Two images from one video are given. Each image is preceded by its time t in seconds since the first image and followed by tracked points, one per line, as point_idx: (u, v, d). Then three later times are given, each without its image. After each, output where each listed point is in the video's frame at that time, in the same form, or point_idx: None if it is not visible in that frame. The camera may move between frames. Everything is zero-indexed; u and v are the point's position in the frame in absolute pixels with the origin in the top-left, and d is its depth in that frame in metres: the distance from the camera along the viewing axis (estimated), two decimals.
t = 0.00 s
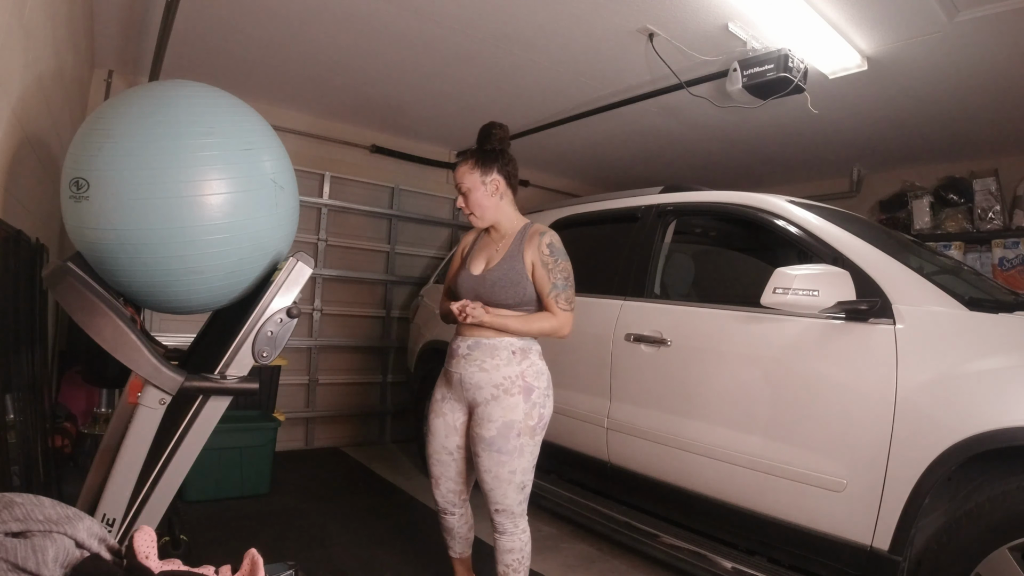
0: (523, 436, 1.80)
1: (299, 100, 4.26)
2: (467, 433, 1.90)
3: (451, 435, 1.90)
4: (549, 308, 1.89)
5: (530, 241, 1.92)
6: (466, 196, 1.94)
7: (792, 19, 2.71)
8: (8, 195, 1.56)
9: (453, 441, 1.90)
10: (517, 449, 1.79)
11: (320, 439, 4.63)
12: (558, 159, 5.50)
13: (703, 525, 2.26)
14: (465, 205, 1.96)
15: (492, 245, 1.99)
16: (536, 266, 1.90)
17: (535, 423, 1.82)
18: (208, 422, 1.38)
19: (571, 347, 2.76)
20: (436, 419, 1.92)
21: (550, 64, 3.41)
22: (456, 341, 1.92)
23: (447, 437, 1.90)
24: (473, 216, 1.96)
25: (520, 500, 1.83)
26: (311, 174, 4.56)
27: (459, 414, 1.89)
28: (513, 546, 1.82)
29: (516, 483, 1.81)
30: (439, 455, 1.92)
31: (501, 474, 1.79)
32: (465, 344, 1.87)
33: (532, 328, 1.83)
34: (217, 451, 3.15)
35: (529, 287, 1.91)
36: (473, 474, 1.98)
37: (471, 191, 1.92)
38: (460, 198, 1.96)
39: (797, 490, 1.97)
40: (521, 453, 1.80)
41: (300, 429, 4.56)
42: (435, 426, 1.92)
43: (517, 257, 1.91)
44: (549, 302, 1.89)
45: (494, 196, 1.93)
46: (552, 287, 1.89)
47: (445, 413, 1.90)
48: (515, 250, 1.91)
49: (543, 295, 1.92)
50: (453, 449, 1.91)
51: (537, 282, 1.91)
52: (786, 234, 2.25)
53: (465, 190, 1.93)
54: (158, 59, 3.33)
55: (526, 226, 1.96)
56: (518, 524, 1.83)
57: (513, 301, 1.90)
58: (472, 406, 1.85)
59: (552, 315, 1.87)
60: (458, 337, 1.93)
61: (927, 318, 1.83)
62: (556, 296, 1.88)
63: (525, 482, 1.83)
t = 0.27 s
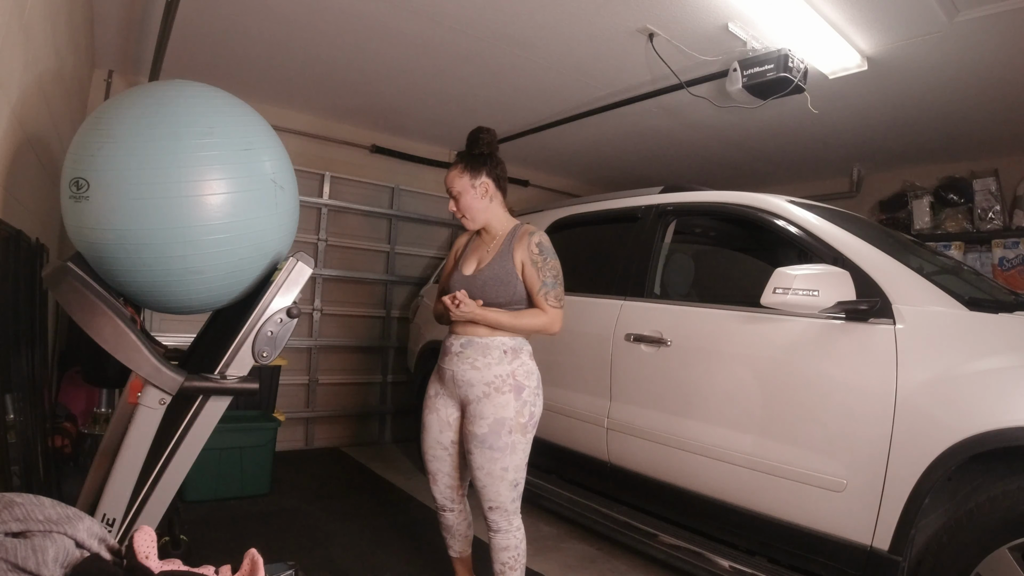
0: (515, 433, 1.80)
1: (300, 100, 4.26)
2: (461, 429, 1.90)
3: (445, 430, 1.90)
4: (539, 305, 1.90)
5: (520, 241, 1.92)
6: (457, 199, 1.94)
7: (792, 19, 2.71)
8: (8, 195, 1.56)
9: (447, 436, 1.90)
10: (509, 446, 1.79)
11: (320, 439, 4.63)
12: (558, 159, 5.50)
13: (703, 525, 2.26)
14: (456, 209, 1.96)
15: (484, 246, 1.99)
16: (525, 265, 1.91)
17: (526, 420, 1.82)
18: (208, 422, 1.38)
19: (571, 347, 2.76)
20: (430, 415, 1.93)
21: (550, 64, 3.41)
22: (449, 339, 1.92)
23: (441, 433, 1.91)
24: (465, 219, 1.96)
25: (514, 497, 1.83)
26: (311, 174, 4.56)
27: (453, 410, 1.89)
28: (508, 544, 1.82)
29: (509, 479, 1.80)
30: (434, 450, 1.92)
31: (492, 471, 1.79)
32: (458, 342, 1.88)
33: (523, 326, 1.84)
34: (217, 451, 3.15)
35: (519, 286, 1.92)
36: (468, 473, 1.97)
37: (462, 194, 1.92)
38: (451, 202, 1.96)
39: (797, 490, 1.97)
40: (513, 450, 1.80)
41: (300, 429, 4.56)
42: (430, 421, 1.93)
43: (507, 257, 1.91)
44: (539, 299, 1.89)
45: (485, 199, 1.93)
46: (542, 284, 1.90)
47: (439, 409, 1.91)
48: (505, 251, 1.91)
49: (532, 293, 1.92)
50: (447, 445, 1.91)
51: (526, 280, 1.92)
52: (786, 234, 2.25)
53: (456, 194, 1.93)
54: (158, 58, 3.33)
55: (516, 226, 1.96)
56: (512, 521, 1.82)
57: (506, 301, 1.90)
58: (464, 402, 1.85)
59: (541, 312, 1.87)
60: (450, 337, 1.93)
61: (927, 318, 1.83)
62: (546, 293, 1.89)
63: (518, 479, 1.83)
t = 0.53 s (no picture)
0: (512, 431, 1.80)
1: (299, 100, 4.26)
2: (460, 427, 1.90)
3: (444, 430, 1.90)
4: (532, 304, 1.90)
5: (515, 242, 1.93)
6: (452, 202, 1.94)
7: (792, 19, 2.71)
8: (8, 195, 1.56)
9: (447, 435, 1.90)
10: (506, 444, 1.79)
11: (320, 439, 4.64)
12: (558, 159, 5.50)
13: (703, 525, 2.26)
14: (451, 211, 1.96)
15: (479, 247, 1.99)
16: (519, 266, 1.91)
17: (522, 418, 1.83)
18: (208, 422, 1.38)
19: (571, 347, 2.76)
20: (429, 415, 1.92)
21: (550, 64, 3.41)
22: (445, 339, 1.92)
23: (441, 432, 1.91)
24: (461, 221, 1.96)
25: (511, 494, 1.83)
26: (311, 174, 4.56)
27: (451, 410, 1.88)
28: (505, 543, 1.81)
29: (505, 476, 1.80)
30: (435, 450, 1.92)
31: (490, 468, 1.79)
32: (455, 343, 1.87)
33: (519, 325, 1.84)
34: (217, 451, 3.15)
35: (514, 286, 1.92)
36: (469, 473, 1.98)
37: (458, 197, 1.92)
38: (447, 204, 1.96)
39: (797, 490, 1.97)
40: (509, 448, 1.80)
41: (300, 429, 4.56)
42: (429, 422, 1.92)
43: (501, 258, 1.91)
44: (533, 298, 1.90)
45: (481, 201, 1.93)
46: (536, 283, 1.90)
47: (437, 408, 1.90)
48: (500, 252, 1.92)
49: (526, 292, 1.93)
50: (448, 444, 1.91)
51: (521, 280, 1.92)
52: (786, 234, 2.25)
53: (451, 196, 1.93)
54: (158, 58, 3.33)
55: (509, 229, 1.97)
56: (508, 519, 1.82)
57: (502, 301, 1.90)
58: (462, 402, 1.84)
59: (535, 310, 1.87)
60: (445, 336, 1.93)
61: (927, 319, 1.83)
62: (540, 292, 1.90)
63: (515, 477, 1.83)
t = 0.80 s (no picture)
0: (513, 429, 1.81)
1: (299, 100, 4.26)
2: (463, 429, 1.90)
3: (448, 432, 1.90)
4: (530, 308, 1.92)
5: (512, 246, 1.94)
6: (448, 205, 1.94)
7: (792, 19, 2.71)
8: (8, 195, 1.56)
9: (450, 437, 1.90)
10: (507, 444, 1.79)
11: (320, 438, 4.64)
12: (558, 159, 5.50)
13: (703, 525, 2.26)
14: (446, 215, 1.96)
15: (473, 252, 1.98)
16: (518, 270, 1.92)
17: (522, 418, 1.85)
18: (208, 422, 1.38)
19: (571, 347, 2.76)
20: (431, 419, 1.92)
21: (550, 64, 3.41)
22: (443, 343, 1.90)
23: (445, 434, 1.90)
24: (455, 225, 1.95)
25: (506, 494, 1.82)
26: (311, 174, 4.56)
27: (453, 412, 1.88)
28: (499, 545, 1.79)
29: (504, 476, 1.80)
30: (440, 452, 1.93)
31: (491, 466, 1.78)
32: (455, 347, 1.85)
33: (519, 329, 1.85)
34: (216, 451, 3.15)
35: (512, 289, 1.92)
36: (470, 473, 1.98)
37: (453, 201, 1.92)
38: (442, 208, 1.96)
39: (797, 490, 1.97)
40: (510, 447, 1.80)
41: (300, 429, 4.56)
42: (431, 425, 1.92)
43: (500, 262, 1.91)
44: (531, 302, 1.92)
45: (476, 207, 1.94)
46: (534, 287, 1.92)
47: (438, 412, 1.90)
48: (497, 256, 1.92)
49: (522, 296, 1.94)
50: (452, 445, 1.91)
51: (519, 284, 1.93)
52: (786, 234, 2.25)
53: (447, 200, 1.93)
54: (158, 58, 3.33)
55: (505, 234, 1.97)
56: (502, 519, 1.81)
57: (502, 304, 1.91)
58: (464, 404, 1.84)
59: (532, 315, 1.90)
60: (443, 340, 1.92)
61: (927, 319, 1.83)
62: (537, 296, 1.92)
63: (511, 476, 1.82)
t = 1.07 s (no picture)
0: (522, 423, 1.85)
1: (299, 100, 4.26)
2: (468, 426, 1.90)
3: (454, 430, 1.89)
4: (534, 306, 1.96)
5: (513, 245, 1.95)
6: (445, 205, 1.94)
7: (793, 19, 2.71)
8: (7, 195, 1.56)
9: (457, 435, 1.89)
10: (520, 436, 1.83)
11: (320, 438, 4.64)
12: (558, 159, 5.50)
13: (703, 526, 2.26)
14: (443, 215, 1.95)
15: (471, 252, 1.97)
16: (520, 269, 1.94)
17: (529, 412, 1.89)
18: (208, 422, 1.38)
19: (570, 346, 2.76)
20: (435, 418, 1.89)
21: (550, 64, 3.41)
22: (448, 342, 1.88)
23: (450, 432, 1.89)
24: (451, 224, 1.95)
25: (516, 487, 1.85)
26: (311, 174, 4.56)
27: (459, 410, 1.87)
28: (510, 537, 1.82)
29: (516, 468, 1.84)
30: (446, 450, 1.91)
31: (504, 459, 1.81)
32: (462, 347, 1.85)
33: (525, 328, 1.88)
34: (216, 451, 3.15)
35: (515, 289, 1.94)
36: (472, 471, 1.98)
37: (449, 201, 1.92)
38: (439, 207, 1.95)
39: (796, 490, 1.97)
40: (522, 440, 1.84)
41: (300, 429, 4.56)
42: (436, 424, 1.90)
43: (503, 262, 1.92)
44: (535, 300, 1.96)
45: (473, 206, 1.94)
46: (538, 286, 1.96)
47: (444, 411, 1.88)
48: (499, 256, 1.92)
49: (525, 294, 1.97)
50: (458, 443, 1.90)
51: (521, 282, 1.96)
52: (786, 234, 2.25)
53: (444, 199, 1.93)
54: (158, 58, 3.33)
55: (504, 234, 1.97)
56: (512, 511, 1.84)
57: (505, 303, 1.92)
58: (471, 402, 1.84)
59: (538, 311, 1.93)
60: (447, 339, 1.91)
61: (927, 319, 1.83)
62: (540, 294, 1.96)
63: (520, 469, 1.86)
